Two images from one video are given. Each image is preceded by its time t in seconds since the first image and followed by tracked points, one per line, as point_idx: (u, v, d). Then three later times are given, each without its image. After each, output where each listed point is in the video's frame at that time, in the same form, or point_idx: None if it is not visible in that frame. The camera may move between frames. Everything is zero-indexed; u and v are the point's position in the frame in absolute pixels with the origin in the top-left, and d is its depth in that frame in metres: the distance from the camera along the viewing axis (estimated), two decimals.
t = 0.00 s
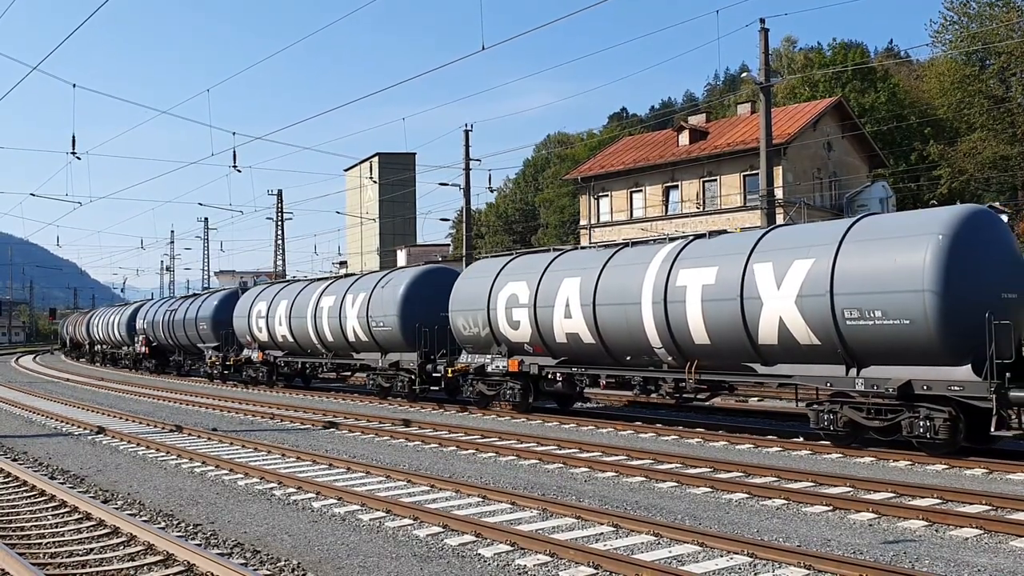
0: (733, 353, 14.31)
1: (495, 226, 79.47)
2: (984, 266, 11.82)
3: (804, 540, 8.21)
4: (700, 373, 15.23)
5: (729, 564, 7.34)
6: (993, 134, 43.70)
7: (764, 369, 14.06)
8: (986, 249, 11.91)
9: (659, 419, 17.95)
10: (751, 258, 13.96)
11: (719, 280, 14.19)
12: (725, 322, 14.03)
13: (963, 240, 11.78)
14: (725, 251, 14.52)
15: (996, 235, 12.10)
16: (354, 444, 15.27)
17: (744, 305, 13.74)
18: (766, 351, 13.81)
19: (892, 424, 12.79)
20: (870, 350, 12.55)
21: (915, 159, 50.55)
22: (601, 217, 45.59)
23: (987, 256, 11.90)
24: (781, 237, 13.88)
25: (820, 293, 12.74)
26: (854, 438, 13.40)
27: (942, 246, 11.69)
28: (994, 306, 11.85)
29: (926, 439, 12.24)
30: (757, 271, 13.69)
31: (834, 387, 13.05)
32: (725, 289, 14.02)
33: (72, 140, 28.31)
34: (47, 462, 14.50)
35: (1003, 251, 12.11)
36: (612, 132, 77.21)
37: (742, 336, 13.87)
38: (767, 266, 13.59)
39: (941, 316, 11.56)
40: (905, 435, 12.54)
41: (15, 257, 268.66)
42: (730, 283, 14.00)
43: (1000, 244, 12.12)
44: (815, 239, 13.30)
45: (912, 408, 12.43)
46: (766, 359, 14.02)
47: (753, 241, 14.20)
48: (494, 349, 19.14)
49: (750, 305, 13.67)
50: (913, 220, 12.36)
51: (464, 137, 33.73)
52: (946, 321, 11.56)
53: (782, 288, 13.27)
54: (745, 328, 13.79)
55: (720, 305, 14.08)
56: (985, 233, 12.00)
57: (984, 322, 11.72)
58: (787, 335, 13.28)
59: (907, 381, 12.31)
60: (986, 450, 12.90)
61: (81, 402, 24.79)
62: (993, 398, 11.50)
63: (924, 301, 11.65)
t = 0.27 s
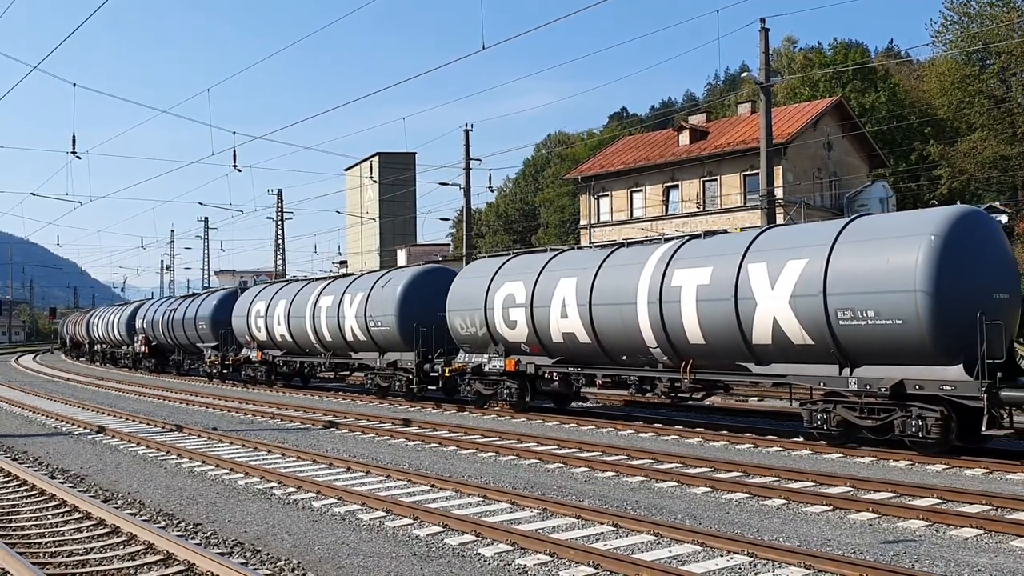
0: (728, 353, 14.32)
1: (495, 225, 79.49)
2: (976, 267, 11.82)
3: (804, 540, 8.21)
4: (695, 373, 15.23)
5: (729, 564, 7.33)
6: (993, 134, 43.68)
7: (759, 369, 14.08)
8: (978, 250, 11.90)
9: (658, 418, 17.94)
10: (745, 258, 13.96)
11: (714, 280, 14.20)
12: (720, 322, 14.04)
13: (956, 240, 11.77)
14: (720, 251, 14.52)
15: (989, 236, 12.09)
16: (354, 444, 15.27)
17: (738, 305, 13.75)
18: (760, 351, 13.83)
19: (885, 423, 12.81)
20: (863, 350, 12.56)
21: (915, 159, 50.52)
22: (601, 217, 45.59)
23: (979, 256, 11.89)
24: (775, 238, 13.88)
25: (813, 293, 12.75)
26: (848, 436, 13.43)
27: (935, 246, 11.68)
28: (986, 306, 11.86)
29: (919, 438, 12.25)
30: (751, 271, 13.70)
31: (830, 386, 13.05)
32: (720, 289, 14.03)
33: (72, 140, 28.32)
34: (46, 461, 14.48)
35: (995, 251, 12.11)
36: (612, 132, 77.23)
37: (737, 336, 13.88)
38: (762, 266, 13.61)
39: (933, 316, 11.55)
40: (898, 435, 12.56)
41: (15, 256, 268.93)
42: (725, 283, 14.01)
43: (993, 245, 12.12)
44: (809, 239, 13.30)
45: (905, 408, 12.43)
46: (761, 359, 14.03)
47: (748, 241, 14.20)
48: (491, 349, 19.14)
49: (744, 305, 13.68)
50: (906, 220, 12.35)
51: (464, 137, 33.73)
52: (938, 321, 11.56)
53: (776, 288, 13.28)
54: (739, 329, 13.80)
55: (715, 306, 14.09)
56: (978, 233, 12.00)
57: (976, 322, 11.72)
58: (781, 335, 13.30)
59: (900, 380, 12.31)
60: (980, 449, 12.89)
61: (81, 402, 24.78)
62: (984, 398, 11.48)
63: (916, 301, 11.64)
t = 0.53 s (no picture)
0: (722, 353, 14.33)
1: (495, 225, 79.48)
2: (967, 267, 11.83)
3: (804, 540, 8.21)
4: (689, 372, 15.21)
5: (729, 564, 7.33)
6: (993, 134, 43.65)
7: (752, 368, 14.08)
8: (969, 250, 11.93)
9: (657, 418, 17.92)
10: (739, 258, 13.97)
11: (708, 280, 14.20)
12: (714, 322, 14.05)
13: (948, 240, 11.78)
14: (714, 251, 14.53)
15: (981, 237, 12.12)
16: (353, 443, 15.27)
17: (732, 305, 13.75)
18: (754, 350, 13.83)
19: (877, 422, 12.78)
20: (856, 349, 12.56)
21: (915, 159, 50.50)
22: (601, 216, 45.59)
23: (970, 257, 11.92)
24: (769, 238, 13.89)
25: (807, 293, 12.76)
26: (840, 436, 13.39)
27: (927, 246, 11.69)
28: (977, 306, 11.87)
29: (910, 437, 12.23)
30: (745, 271, 13.71)
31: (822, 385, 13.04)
32: (714, 289, 14.03)
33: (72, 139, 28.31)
34: (47, 461, 14.48)
35: (986, 252, 12.15)
36: (612, 131, 77.21)
37: (731, 336, 13.88)
38: (755, 266, 13.61)
39: (925, 316, 11.56)
40: (890, 434, 12.53)
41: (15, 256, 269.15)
42: (719, 283, 14.01)
43: (984, 246, 12.15)
44: (802, 240, 13.31)
45: (897, 407, 12.40)
46: (755, 359, 14.03)
47: (742, 241, 14.21)
48: (487, 348, 19.13)
49: (738, 305, 13.68)
50: (898, 221, 12.37)
51: (464, 136, 33.73)
52: (929, 321, 11.57)
53: (769, 288, 13.29)
54: (733, 328, 13.80)
55: (709, 305, 14.09)
56: (969, 234, 12.03)
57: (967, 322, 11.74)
58: (774, 335, 13.30)
59: (892, 379, 12.30)
60: (970, 449, 12.90)
61: (81, 401, 24.79)
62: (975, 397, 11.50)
63: (908, 301, 11.64)
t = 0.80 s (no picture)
0: (716, 352, 14.33)
1: (495, 225, 79.51)
2: (959, 267, 11.84)
3: (804, 540, 8.21)
4: (684, 372, 15.21)
5: (728, 564, 7.32)
6: (993, 134, 43.67)
7: (746, 368, 14.08)
8: (962, 250, 11.93)
9: (656, 417, 17.92)
10: (734, 258, 13.97)
11: (703, 280, 14.20)
12: (709, 322, 14.05)
13: (940, 241, 11.79)
14: (709, 251, 14.52)
15: (973, 237, 12.13)
16: (354, 443, 15.28)
17: (726, 305, 13.75)
18: (748, 350, 13.83)
19: (870, 421, 12.83)
20: (849, 349, 12.57)
21: (915, 159, 50.47)
22: (601, 216, 45.59)
23: (962, 256, 11.92)
24: (763, 238, 13.90)
25: (799, 293, 12.77)
26: (833, 435, 13.42)
27: (919, 247, 11.70)
28: (969, 306, 11.88)
29: (902, 436, 12.30)
30: (739, 271, 13.71)
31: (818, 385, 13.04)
32: (709, 289, 14.03)
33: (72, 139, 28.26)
34: (46, 460, 14.48)
35: (979, 252, 12.14)
36: (612, 131, 77.23)
37: (725, 336, 13.89)
38: (749, 266, 13.61)
39: (917, 316, 11.57)
40: (882, 433, 12.59)
41: (15, 256, 269.74)
42: (713, 282, 14.01)
43: (977, 246, 12.15)
44: (796, 240, 13.31)
45: (889, 406, 12.46)
46: (749, 359, 14.03)
47: (737, 241, 14.21)
48: (484, 347, 19.12)
49: (732, 305, 13.68)
50: (891, 221, 12.38)
51: (465, 136, 33.73)
52: (921, 321, 11.58)
53: (763, 288, 13.29)
54: (727, 328, 13.80)
55: (703, 305, 14.10)
56: (962, 235, 12.03)
57: (959, 322, 11.74)
58: (768, 335, 13.31)
59: (884, 379, 12.33)
60: (963, 448, 12.95)
61: (81, 400, 24.81)
62: (966, 397, 11.52)
63: (900, 301, 11.66)
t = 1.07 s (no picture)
0: (709, 352, 14.35)
1: (495, 224, 79.52)
2: (950, 268, 11.87)
3: (804, 539, 8.22)
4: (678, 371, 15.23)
5: (728, 563, 7.32)
6: (993, 133, 43.69)
7: (740, 368, 14.10)
8: (953, 250, 11.96)
9: (655, 416, 17.92)
10: (727, 258, 13.98)
11: (697, 280, 14.22)
12: (703, 321, 14.06)
13: (931, 241, 11.83)
14: (703, 251, 14.53)
15: (965, 238, 12.16)
16: (354, 442, 15.28)
17: (719, 305, 13.77)
18: (741, 350, 13.85)
19: (862, 420, 12.87)
20: (840, 349, 12.60)
21: (915, 158, 50.44)
22: (601, 216, 45.57)
23: (953, 257, 11.95)
24: (756, 238, 13.91)
25: (792, 293, 12.79)
26: (825, 433, 13.46)
27: (910, 247, 11.74)
28: (960, 306, 11.91)
29: (893, 435, 12.35)
30: (733, 271, 13.72)
31: (813, 384, 13.06)
32: (702, 288, 14.04)
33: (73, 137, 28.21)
34: (46, 459, 14.48)
35: (971, 252, 12.17)
36: (613, 131, 77.25)
37: (719, 336, 13.90)
38: (742, 266, 13.63)
39: (908, 315, 11.61)
40: (874, 432, 12.64)
41: (15, 255, 269.83)
42: (707, 282, 14.02)
43: (969, 247, 12.18)
44: (789, 240, 13.33)
45: (880, 405, 12.51)
46: (742, 358, 14.06)
47: (731, 241, 14.22)
48: (480, 347, 19.13)
49: (725, 305, 13.69)
50: (883, 221, 12.41)
51: (465, 135, 33.73)
52: (912, 321, 11.62)
53: (756, 288, 13.31)
54: (721, 328, 13.82)
55: (697, 305, 14.11)
56: (953, 236, 12.07)
57: (949, 321, 11.77)
58: (761, 334, 13.33)
59: (876, 378, 12.37)
60: (954, 446, 13.02)
61: (81, 399, 24.80)
62: (955, 396, 11.60)
63: (891, 300, 11.69)
